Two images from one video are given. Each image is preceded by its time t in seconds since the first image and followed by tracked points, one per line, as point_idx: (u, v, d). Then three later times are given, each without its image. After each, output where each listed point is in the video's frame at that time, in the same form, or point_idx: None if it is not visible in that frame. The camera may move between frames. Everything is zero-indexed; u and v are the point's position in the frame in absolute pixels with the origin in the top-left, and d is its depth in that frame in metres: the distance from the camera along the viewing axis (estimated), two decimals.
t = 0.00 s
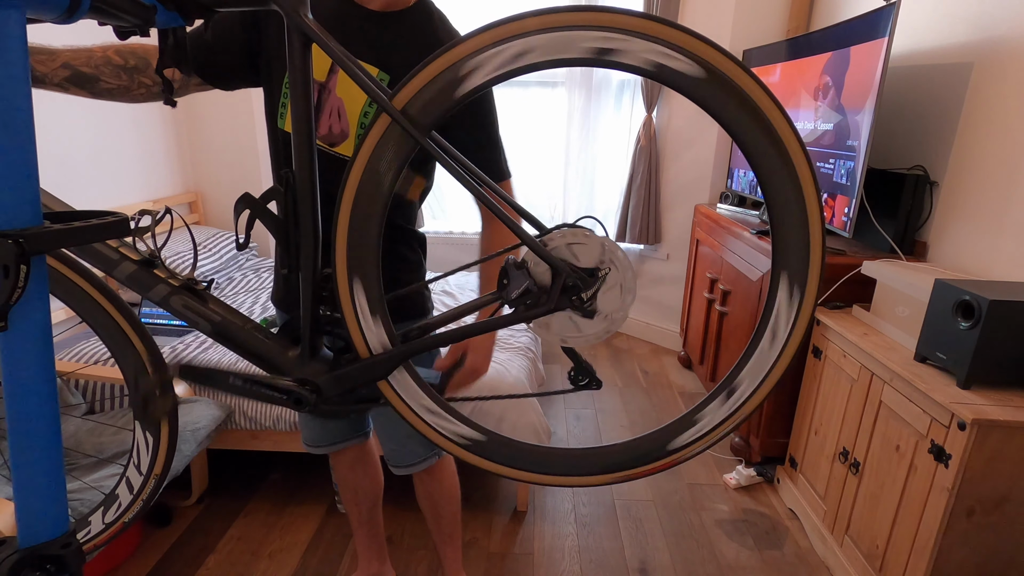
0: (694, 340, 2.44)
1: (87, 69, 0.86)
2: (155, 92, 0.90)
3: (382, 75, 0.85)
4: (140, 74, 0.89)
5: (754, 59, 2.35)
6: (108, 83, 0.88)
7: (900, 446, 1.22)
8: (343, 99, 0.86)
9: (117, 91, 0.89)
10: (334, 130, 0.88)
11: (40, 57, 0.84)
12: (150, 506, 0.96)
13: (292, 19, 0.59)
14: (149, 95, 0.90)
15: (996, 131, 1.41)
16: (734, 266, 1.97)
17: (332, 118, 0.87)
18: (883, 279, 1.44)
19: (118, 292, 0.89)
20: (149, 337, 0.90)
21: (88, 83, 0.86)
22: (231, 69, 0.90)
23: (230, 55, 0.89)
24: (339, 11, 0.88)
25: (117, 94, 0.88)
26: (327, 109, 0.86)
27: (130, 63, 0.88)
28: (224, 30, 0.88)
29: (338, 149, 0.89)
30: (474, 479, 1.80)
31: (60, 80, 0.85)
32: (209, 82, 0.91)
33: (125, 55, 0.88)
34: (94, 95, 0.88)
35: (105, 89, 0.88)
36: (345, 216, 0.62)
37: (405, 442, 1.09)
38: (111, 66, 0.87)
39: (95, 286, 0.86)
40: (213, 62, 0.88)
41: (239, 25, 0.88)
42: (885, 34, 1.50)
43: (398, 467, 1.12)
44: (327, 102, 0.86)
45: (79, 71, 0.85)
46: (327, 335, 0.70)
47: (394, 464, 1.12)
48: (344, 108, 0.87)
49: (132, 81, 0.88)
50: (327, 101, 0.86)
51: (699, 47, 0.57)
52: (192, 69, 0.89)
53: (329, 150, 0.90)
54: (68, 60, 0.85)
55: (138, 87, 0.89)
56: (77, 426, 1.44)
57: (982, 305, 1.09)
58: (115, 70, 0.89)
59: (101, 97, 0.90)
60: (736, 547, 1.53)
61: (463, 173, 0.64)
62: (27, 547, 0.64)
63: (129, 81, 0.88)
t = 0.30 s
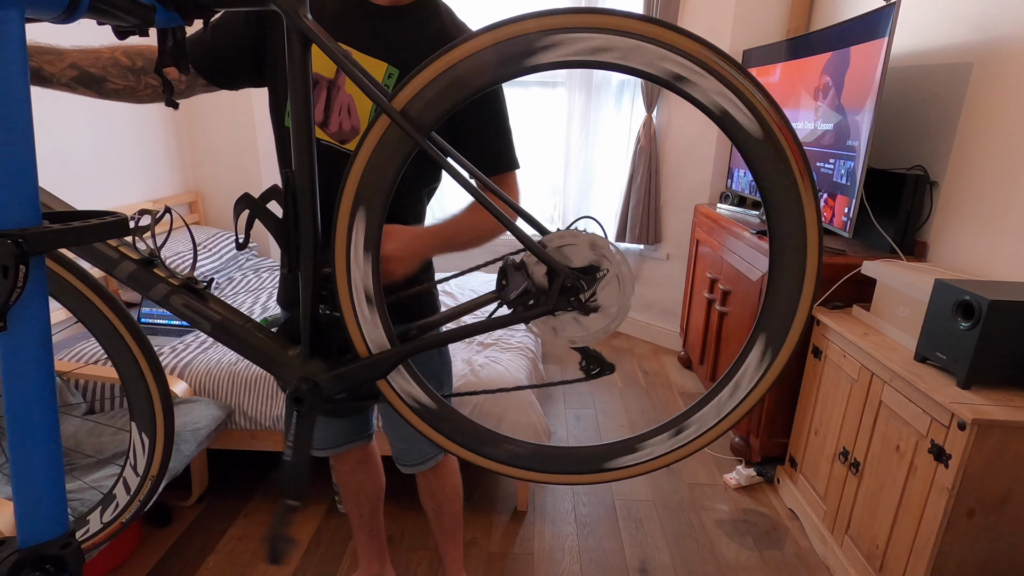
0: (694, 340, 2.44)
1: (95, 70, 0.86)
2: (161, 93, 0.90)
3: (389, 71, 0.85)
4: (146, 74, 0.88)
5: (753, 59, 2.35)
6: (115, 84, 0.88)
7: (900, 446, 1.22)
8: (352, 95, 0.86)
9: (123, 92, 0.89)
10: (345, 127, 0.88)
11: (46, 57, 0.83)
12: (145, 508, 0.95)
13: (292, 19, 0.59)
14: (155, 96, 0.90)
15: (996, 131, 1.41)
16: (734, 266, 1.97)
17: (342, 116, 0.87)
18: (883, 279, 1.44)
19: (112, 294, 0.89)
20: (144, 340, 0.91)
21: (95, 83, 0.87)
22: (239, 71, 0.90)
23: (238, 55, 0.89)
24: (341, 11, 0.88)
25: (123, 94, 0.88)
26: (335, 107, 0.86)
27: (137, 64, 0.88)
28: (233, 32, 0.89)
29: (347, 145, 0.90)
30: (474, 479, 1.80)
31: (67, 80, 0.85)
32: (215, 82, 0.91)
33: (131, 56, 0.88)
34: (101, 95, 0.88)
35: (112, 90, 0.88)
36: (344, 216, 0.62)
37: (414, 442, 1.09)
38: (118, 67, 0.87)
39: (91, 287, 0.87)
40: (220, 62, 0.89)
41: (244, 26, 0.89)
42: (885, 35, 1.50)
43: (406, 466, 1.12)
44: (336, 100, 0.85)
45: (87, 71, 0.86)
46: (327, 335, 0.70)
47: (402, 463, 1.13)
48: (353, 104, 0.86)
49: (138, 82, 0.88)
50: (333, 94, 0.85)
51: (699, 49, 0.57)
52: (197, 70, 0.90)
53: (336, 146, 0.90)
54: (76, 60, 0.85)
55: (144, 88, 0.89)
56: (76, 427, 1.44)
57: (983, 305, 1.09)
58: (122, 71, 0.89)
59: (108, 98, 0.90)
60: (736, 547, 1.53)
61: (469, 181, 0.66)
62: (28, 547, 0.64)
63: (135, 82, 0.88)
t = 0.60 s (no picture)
0: (694, 340, 2.44)
1: (100, 70, 0.86)
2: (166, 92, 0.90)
3: (389, 72, 0.85)
4: (151, 74, 0.88)
5: (753, 59, 2.35)
6: (121, 83, 0.88)
7: (900, 446, 1.22)
8: (356, 95, 0.86)
9: (130, 91, 0.88)
10: (347, 127, 0.89)
11: (52, 57, 0.84)
12: (133, 518, 0.96)
13: (291, 19, 0.59)
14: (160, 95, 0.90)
15: (996, 131, 1.41)
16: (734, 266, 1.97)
17: (346, 116, 0.87)
18: (883, 279, 1.44)
19: (105, 298, 0.89)
20: (135, 347, 0.91)
21: (101, 83, 0.87)
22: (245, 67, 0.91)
23: (242, 52, 0.90)
24: (342, 11, 0.88)
25: (129, 94, 0.88)
26: (340, 107, 0.86)
27: (142, 63, 0.88)
28: (235, 30, 0.89)
29: (349, 146, 0.91)
30: (474, 479, 1.80)
31: (73, 80, 0.85)
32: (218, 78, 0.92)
33: (136, 55, 0.88)
34: (107, 94, 0.88)
35: (119, 89, 0.88)
36: (342, 217, 0.62)
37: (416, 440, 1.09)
38: (123, 66, 0.87)
39: (84, 292, 0.87)
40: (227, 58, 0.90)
41: (249, 24, 0.89)
42: (885, 34, 1.50)
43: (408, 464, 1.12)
44: (340, 99, 0.86)
45: (93, 71, 0.86)
46: (324, 338, 0.70)
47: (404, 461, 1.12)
48: (356, 105, 0.87)
49: (144, 81, 0.88)
50: (339, 95, 0.86)
51: (698, 52, 0.57)
52: (201, 68, 0.91)
53: (340, 145, 0.91)
54: (82, 60, 0.85)
55: (150, 87, 0.89)
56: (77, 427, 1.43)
57: (983, 305, 1.09)
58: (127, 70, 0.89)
59: (114, 97, 0.90)
60: (736, 547, 1.53)
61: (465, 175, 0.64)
62: (27, 548, 0.64)
63: (142, 81, 0.88)
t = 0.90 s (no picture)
0: (694, 340, 2.45)
1: (102, 69, 0.86)
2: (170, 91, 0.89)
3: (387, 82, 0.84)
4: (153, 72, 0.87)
5: (753, 59, 2.35)
6: (123, 83, 0.87)
7: (900, 446, 1.22)
8: (351, 100, 0.88)
9: (132, 90, 0.88)
10: (342, 132, 0.90)
11: (56, 58, 0.84)
12: (138, 520, 0.96)
13: (291, 16, 0.59)
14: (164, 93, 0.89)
15: (997, 131, 1.41)
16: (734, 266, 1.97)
17: (339, 121, 0.89)
18: (883, 279, 1.44)
19: (109, 300, 0.89)
20: (139, 348, 0.91)
21: (104, 83, 0.87)
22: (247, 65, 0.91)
23: (245, 51, 0.90)
24: (343, 10, 0.88)
25: (132, 92, 0.88)
26: (334, 111, 0.88)
27: (144, 61, 0.87)
28: (240, 29, 0.89)
29: (344, 150, 0.91)
30: (474, 479, 1.80)
31: (77, 80, 0.85)
32: (221, 73, 0.92)
33: (138, 53, 0.87)
34: (109, 94, 0.88)
35: (120, 88, 0.88)
36: (344, 215, 0.62)
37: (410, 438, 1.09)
38: (126, 65, 0.87)
39: (88, 294, 0.87)
40: (230, 56, 0.90)
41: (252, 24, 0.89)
42: (885, 34, 1.50)
43: (402, 463, 1.12)
44: (335, 105, 0.87)
45: (96, 70, 0.86)
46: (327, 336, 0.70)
47: (398, 460, 1.13)
48: (350, 110, 0.88)
49: (147, 80, 0.87)
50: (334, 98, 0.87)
51: (699, 47, 0.57)
52: (204, 66, 0.91)
53: (335, 150, 0.92)
54: (84, 60, 0.85)
55: (153, 84, 0.88)
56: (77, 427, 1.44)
57: (983, 305, 1.09)
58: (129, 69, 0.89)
59: (116, 96, 0.90)
60: (736, 547, 1.53)
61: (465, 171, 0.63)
62: (28, 548, 0.64)
63: (145, 80, 0.88)
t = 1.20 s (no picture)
0: (694, 340, 2.44)
1: (103, 69, 0.86)
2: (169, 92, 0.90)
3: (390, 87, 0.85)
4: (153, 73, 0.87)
5: (753, 59, 2.35)
6: (124, 83, 0.87)
7: (900, 446, 1.22)
8: (351, 104, 0.89)
9: (133, 90, 0.88)
10: (339, 135, 0.89)
11: (57, 58, 0.84)
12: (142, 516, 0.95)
13: (291, 17, 0.59)
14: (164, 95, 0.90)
15: (996, 131, 1.41)
16: (734, 267, 1.97)
17: (338, 124, 0.89)
18: (883, 279, 1.44)
19: (110, 298, 0.89)
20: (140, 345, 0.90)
21: (104, 83, 0.87)
22: (245, 67, 0.91)
23: (245, 53, 0.90)
24: (344, 10, 0.88)
25: (132, 93, 0.88)
26: (333, 114, 0.88)
27: (144, 63, 0.87)
28: (240, 29, 0.89)
29: (342, 154, 0.91)
30: (474, 479, 1.80)
31: (76, 80, 0.85)
32: (220, 74, 0.92)
33: (138, 54, 0.87)
34: (109, 94, 0.88)
35: (121, 89, 0.88)
36: (345, 215, 0.62)
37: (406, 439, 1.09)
38: (126, 65, 0.87)
39: (88, 292, 0.87)
40: (230, 57, 0.90)
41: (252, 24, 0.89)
42: (885, 35, 1.50)
43: (398, 464, 1.11)
44: (334, 106, 0.88)
45: (95, 70, 0.85)
46: (328, 336, 0.70)
47: (392, 461, 1.12)
48: (350, 113, 0.89)
49: (146, 80, 0.88)
50: (332, 99, 0.87)
51: (698, 47, 0.57)
52: (204, 67, 0.91)
53: (330, 154, 0.91)
54: (84, 60, 0.85)
55: (153, 85, 0.88)
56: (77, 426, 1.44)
57: (983, 305, 1.09)
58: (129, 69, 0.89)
59: (116, 96, 0.90)
60: (736, 547, 1.53)
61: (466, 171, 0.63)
62: (28, 547, 0.64)
63: (145, 81, 0.88)
